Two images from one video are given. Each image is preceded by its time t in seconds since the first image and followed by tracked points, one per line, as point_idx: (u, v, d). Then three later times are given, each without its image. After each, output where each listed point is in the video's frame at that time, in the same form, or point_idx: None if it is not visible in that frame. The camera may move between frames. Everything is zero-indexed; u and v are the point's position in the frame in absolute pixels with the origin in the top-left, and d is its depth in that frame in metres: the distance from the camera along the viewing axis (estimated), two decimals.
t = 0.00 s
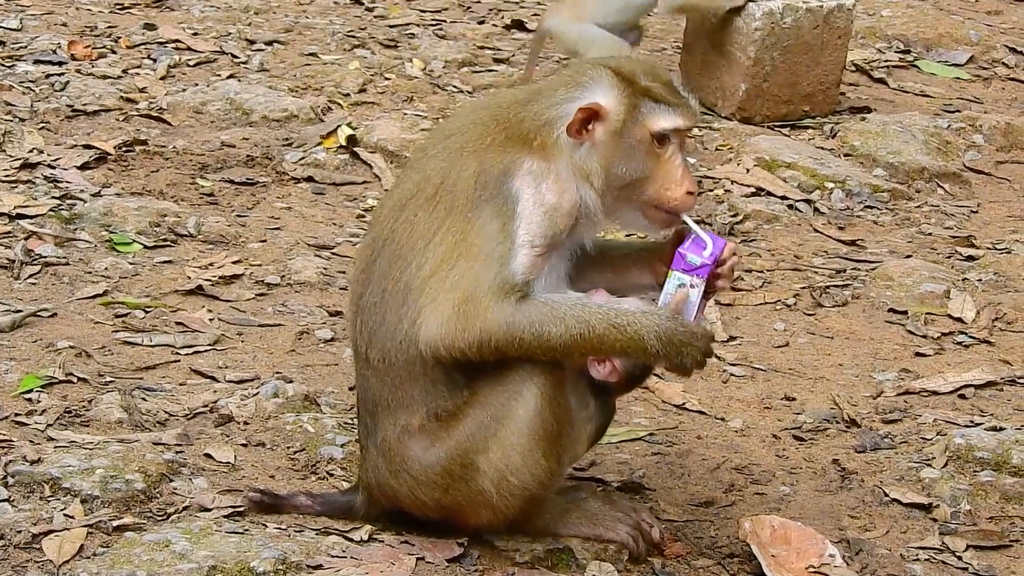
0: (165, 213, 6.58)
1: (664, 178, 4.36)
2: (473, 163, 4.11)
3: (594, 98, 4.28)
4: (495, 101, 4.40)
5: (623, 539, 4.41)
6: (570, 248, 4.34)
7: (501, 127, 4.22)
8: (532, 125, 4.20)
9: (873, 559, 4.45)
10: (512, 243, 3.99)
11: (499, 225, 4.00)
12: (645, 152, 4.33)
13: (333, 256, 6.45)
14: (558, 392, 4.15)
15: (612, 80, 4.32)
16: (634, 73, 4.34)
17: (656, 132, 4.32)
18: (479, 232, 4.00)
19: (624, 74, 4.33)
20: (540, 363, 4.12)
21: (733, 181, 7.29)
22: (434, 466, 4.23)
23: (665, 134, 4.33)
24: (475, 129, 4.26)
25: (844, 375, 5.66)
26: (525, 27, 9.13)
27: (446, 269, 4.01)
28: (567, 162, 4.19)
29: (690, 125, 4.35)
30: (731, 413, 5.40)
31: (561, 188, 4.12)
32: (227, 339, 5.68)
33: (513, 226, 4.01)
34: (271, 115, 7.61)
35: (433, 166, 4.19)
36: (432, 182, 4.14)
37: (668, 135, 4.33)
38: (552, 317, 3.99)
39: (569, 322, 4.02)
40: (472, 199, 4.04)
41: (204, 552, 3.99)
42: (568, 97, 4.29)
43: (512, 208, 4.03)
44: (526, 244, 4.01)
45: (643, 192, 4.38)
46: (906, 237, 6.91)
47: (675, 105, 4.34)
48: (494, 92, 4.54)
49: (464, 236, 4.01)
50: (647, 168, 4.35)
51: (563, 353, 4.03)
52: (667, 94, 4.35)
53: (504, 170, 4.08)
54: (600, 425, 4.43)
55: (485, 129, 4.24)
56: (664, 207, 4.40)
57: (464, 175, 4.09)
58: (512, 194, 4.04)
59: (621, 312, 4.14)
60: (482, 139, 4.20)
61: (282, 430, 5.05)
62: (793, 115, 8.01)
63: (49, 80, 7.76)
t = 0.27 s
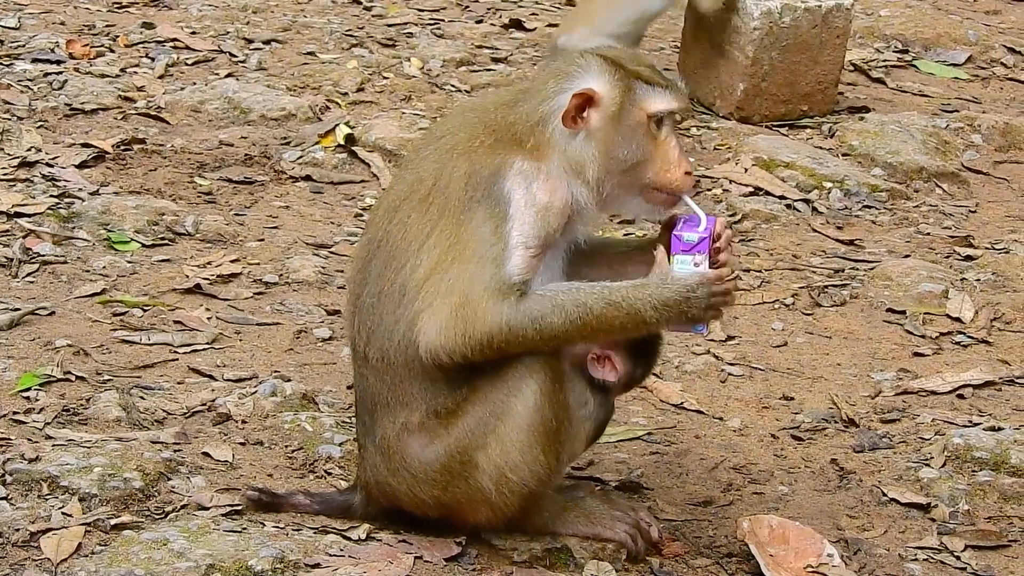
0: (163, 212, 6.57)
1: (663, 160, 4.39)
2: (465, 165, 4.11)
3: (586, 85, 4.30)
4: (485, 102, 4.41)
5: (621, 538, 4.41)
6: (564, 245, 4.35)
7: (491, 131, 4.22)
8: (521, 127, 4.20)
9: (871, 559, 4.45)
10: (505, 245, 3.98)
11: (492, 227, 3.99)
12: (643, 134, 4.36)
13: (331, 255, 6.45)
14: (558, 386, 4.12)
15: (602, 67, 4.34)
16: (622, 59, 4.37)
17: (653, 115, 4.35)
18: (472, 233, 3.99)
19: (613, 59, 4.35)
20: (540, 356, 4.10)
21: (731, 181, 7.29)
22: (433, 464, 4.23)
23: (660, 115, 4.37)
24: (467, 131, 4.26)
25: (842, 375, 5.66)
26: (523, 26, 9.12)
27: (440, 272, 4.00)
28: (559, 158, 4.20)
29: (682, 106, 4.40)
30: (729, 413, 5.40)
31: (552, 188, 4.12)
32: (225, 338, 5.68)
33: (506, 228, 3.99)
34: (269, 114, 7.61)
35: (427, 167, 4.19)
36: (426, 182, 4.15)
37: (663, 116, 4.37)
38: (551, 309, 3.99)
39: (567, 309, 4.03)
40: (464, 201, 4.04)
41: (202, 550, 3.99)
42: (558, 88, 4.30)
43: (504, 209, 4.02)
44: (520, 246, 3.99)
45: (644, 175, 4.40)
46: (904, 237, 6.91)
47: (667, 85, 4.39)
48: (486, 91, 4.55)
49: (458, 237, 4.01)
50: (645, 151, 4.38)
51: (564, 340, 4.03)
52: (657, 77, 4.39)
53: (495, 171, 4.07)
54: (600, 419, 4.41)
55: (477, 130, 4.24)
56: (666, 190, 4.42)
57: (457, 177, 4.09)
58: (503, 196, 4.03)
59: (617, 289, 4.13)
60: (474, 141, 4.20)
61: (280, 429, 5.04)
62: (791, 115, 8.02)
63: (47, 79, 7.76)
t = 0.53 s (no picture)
0: (162, 210, 6.57)
1: (654, 149, 4.40)
2: (459, 163, 4.10)
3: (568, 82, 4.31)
4: (474, 101, 4.40)
5: (620, 537, 4.41)
6: (562, 239, 4.34)
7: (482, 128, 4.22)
8: (511, 126, 4.20)
9: (870, 559, 4.45)
10: (502, 241, 3.98)
11: (489, 224, 3.99)
12: (632, 125, 4.36)
13: (330, 253, 6.44)
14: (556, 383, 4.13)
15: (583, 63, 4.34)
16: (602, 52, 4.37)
17: (639, 104, 4.35)
18: (469, 231, 3.99)
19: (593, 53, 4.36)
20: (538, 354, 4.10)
21: (729, 181, 7.28)
22: (432, 462, 4.23)
23: (649, 104, 4.37)
24: (458, 129, 4.25)
25: (842, 375, 5.66)
26: (523, 24, 9.11)
27: (439, 271, 4.01)
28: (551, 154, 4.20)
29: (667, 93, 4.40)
30: (728, 412, 5.40)
31: (548, 183, 4.12)
32: (224, 336, 5.67)
33: (503, 224, 3.99)
34: (268, 112, 7.61)
35: (421, 167, 4.18)
36: (421, 182, 4.14)
37: (651, 105, 4.38)
38: (551, 303, 4.01)
39: (566, 302, 4.05)
40: (460, 199, 4.04)
41: (201, 548, 3.99)
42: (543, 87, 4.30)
43: (501, 206, 4.02)
44: (519, 241, 3.99)
45: (639, 165, 4.40)
46: (903, 236, 6.91)
47: (650, 73, 4.39)
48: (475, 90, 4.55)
49: (455, 235, 4.01)
50: (637, 141, 4.38)
51: (565, 334, 4.05)
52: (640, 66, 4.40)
53: (490, 168, 4.07)
54: (598, 419, 4.41)
55: (467, 129, 4.23)
56: (663, 178, 4.42)
57: (451, 175, 4.09)
58: (499, 192, 4.03)
59: (614, 281, 4.15)
60: (465, 139, 4.19)
61: (278, 428, 5.04)
62: (791, 114, 8.02)
63: (46, 76, 7.75)
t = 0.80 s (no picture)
0: (159, 208, 6.56)
1: (652, 133, 4.48)
2: (452, 162, 4.09)
3: (565, 69, 4.34)
4: (465, 100, 4.39)
5: (618, 536, 4.41)
6: (558, 234, 4.34)
7: (473, 126, 4.21)
8: (503, 125, 4.19)
9: (868, 557, 4.45)
10: (495, 241, 3.99)
11: (482, 223, 3.99)
12: (631, 110, 4.42)
13: (328, 252, 6.44)
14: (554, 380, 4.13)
15: (579, 50, 4.38)
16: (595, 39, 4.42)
17: (637, 88, 4.42)
18: (463, 230, 3.99)
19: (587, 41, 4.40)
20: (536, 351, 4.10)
21: (728, 179, 7.28)
22: (430, 460, 4.22)
23: (644, 89, 4.44)
24: (451, 128, 4.24)
25: (840, 374, 5.66)
26: (521, 23, 9.10)
27: (434, 271, 4.00)
28: (548, 146, 4.23)
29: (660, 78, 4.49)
30: (726, 411, 5.40)
31: (538, 180, 4.13)
32: (222, 335, 5.66)
33: (495, 223, 4.00)
34: (266, 111, 7.60)
35: (415, 166, 4.17)
36: (415, 182, 4.13)
37: (646, 91, 4.45)
38: (547, 297, 4.02)
39: (563, 295, 4.05)
40: (453, 199, 4.03)
41: (198, 547, 3.98)
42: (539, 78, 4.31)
43: (493, 204, 4.03)
44: (511, 239, 4.00)
45: (636, 150, 4.47)
46: (902, 235, 6.91)
47: (643, 59, 4.47)
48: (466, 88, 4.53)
49: (449, 235, 4.00)
50: (635, 126, 4.44)
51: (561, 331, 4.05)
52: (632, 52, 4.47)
53: (482, 167, 4.07)
54: (597, 416, 4.41)
55: (459, 128, 4.22)
56: (659, 162, 4.52)
57: (445, 174, 4.08)
58: (491, 192, 4.04)
59: (610, 274, 4.14)
60: (456, 139, 4.18)
61: (276, 427, 5.04)
62: (789, 113, 8.02)
63: (44, 75, 7.74)
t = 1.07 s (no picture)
0: (155, 203, 6.55)
1: (650, 121, 4.48)
2: (450, 157, 4.08)
3: (560, 63, 4.32)
4: (461, 94, 4.37)
5: (614, 531, 4.41)
6: (556, 227, 4.33)
7: (471, 118, 4.19)
8: (502, 118, 4.17)
9: (864, 552, 4.44)
10: (497, 233, 3.99)
11: (482, 216, 3.99)
12: (630, 99, 4.41)
13: (324, 247, 6.44)
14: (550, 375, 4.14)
15: (573, 44, 4.36)
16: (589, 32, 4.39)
17: (635, 77, 4.41)
18: (463, 224, 3.99)
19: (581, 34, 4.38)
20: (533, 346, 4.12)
21: (725, 173, 7.26)
22: (427, 456, 4.21)
23: (641, 78, 4.44)
24: (447, 122, 4.22)
25: (836, 368, 5.65)
26: (517, 18, 9.09)
27: (434, 266, 3.99)
28: (548, 139, 4.21)
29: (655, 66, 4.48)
30: (722, 405, 5.40)
31: (536, 170, 4.13)
32: (218, 330, 5.66)
33: (496, 215, 4.01)
34: (262, 105, 7.59)
35: (411, 162, 4.16)
36: (412, 178, 4.11)
37: (643, 79, 4.44)
38: (546, 291, 4.03)
39: (562, 289, 4.06)
40: (452, 193, 4.02)
41: (194, 543, 3.97)
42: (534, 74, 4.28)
43: (493, 197, 4.03)
44: (513, 230, 4.00)
45: (637, 138, 4.46)
46: (898, 230, 6.91)
47: (637, 48, 4.46)
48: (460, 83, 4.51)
49: (449, 230, 3.99)
50: (635, 114, 4.44)
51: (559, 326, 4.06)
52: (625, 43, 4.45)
53: (481, 160, 4.06)
54: (592, 412, 4.41)
55: (456, 122, 4.21)
56: (659, 149, 4.51)
57: (442, 170, 4.06)
58: (491, 185, 4.04)
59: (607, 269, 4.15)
60: (454, 132, 4.16)
61: (272, 422, 5.03)
62: (785, 108, 8.02)
63: (40, 69, 7.73)
